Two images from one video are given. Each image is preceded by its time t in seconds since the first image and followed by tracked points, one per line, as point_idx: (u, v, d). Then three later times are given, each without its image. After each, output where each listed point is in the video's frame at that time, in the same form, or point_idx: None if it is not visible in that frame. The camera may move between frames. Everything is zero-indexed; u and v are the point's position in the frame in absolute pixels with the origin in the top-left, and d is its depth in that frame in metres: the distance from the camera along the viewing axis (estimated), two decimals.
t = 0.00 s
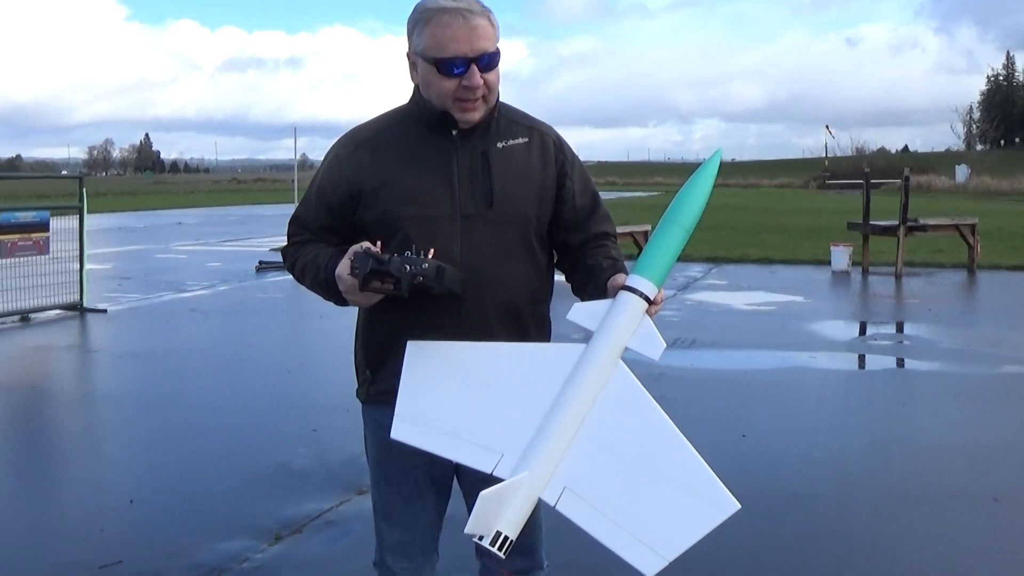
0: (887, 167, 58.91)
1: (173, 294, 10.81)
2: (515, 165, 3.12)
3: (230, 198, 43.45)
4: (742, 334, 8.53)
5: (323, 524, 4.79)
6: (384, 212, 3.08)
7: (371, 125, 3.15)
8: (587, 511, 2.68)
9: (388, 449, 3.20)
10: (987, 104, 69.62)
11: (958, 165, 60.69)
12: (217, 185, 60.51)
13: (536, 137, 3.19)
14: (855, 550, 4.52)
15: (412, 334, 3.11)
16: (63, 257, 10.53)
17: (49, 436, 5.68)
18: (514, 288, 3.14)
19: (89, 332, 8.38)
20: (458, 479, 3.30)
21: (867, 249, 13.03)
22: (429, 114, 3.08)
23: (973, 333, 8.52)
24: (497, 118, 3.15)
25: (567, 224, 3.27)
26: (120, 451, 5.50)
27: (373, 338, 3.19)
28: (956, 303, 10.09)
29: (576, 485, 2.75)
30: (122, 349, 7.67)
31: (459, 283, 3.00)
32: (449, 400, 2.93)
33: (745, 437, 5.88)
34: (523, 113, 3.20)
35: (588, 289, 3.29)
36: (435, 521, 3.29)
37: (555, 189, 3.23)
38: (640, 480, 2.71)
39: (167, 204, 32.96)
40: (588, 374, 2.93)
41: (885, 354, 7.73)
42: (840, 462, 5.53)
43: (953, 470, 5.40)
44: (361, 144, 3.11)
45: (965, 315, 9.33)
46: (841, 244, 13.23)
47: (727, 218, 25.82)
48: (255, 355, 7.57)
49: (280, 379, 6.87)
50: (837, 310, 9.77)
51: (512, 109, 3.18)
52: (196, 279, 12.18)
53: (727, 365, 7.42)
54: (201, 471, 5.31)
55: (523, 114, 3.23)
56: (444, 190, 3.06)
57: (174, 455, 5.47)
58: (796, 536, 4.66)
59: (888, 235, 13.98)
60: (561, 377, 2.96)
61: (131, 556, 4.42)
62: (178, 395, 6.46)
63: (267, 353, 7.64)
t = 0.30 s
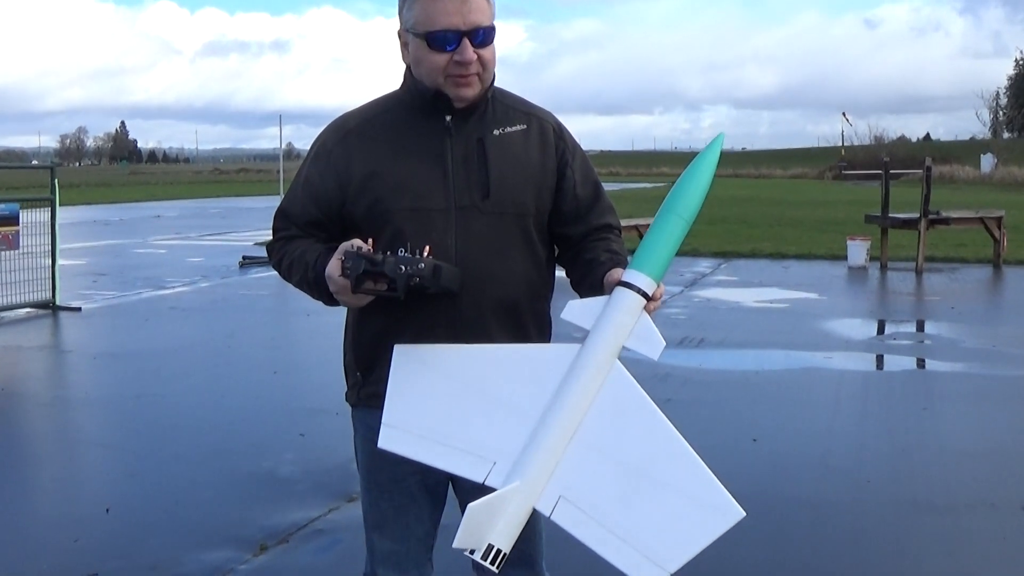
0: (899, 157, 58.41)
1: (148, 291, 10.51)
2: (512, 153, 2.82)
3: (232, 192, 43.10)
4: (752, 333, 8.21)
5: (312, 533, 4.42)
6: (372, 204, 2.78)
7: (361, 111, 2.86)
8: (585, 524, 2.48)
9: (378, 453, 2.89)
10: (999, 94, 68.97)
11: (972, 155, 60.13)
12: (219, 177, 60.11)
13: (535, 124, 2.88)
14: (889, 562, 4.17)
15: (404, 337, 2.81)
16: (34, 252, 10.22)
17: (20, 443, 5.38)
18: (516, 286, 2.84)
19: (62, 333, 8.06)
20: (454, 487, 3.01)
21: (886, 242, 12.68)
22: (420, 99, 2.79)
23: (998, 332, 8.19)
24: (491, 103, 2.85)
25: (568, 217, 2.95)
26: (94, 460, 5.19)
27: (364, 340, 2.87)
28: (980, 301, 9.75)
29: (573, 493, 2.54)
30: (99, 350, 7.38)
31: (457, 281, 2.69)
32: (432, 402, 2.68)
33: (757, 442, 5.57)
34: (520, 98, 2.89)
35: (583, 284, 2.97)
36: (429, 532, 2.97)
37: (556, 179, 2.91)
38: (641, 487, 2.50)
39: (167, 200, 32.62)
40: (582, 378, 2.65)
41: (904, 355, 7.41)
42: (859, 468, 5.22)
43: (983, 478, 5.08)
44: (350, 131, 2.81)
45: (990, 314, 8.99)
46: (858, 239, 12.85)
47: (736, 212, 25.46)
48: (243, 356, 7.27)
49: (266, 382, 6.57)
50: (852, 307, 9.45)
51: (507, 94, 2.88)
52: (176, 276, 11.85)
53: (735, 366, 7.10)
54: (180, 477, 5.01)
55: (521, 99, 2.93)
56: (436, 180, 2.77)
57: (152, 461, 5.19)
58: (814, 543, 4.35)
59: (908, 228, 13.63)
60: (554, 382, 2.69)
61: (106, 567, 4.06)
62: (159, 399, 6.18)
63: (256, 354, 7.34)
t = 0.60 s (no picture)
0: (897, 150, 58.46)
1: (147, 285, 10.51)
2: (512, 142, 2.82)
3: (231, 185, 42.98)
4: (750, 326, 8.22)
5: (311, 527, 4.43)
6: (372, 193, 2.78)
7: (361, 103, 2.86)
8: (563, 540, 2.56)
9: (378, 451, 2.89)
10: (999, 87, 68.92)
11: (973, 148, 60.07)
12: (217, 170, 59.98)
13: (535, 115, 2.88)
14: (891, 555, 4.18)
15: (403, 333, 2.82)
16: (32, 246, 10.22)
17: (18, 437, 5.38)
18: (516, 277, 2.84)
19: (63, 327, 8.06)
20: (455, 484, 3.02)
21: (884, 236, 12.70)
22: (418, 87, 2.79)
23: (997, 325, 8.20)
24: (490, 92, 2.85)
25: (566, 209, 2.94)
26: (92, 454, 5.19)
27: (365, 333, 2.88)
28: (980, 294, 9.76)
29: (550, 509, 2.60)
30: (98, 344, 7.38)
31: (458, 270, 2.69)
32: (413, 417, 2.71)
33: (755, 435, 5.57)
34: (519, 89, 2.89)
35: (570, 288, 2.96)
36: (429, 528, 2.98)
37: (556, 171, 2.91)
38: (615, 505, 2.57)
39: (166, 193, 32.58)
40: (559, 392, 2.68)
41: (903, 348, 7.41)
42: (858, 461, 5.22)
43: (982, 470, 5.09)
44: (350, 123, 2.81)
45: (988, 307, 9.01)
46: (858, 232, 12.84)
47: (735, 206, 25.47)
48: (242, 349, 7.27)
49: (265, 375, 6.57)
50: (852, 300, 9.46)
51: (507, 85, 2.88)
52: (176, 269, 11.86)
53: (733, 359, 7.11)
54: (179, 470, 5.02)
55: (521, 90, 2.93)
56: (436, 167, 2.76)
57: (152, 454, 5.20)
58: (812, 535, 4.36)
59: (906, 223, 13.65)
60: (530, 397, 2.71)
61: (106, 561, 4.07)
62: (158, 392, 6.19)
63: (254, 346, 7.35)
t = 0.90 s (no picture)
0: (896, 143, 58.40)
1: (145, 277, 10.51)
2: (512, 133, 2.81)
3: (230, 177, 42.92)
4: (749, 318, 8.23)
5: (310, 519, 4.43)
6: (374, 184, 2.78)
7: (363, 96, 2.87)
8: (556, 524, 2.57)
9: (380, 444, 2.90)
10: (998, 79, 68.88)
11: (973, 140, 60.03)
12: (216, 163, 59.90)
13: (536, 105, 2.87)
14: (889, 548, 4.19)
15: (403, 325, 2.83)
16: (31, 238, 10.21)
17: (17, 430, 5.38)
18: (516, 266, 2.83)
19: (61, 319, 8.06)
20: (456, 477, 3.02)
21: (883, 228, 12.70)
22: (417, 79, 2.79)
23: (996, 318, 8.21)
24: (491, 83, 2.85)
25: (568, 200, 2.92)
26: (92, 446, 5.20)
27: (366, 322, 2.89)
28: (978, 287, 9.76)
29: (544, 495, 2.62)
30: (97, 337, 7.38)
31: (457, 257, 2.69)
32: (409, 402, 2.72)
33: (754, 428, 5.58)
34: (519, 81, 2.88)
35: (569, 276, 2.96)
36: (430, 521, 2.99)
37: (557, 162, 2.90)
38: (608, 489, 2.57)
39: (165, 185, 32.52)
40: (553, 378, 2.69)
41: (901, 340, 7.42)
42: (857, 453, 5.23)
43: (980, 463, 5.10)
44: (353, 114, 2.82)
45: (986, 300, 9.02)
46: (857, 225, 12.84)
47: (734, 198, 25.46)
48: (241, 342, 7.27)
49: (264, 368, 6.58)
50: (851, 293, 9.47)
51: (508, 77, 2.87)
52: (175, 261, 11.86)
53: (732, 352, 7.12)
54: (178, 462, 5.02)
55: (522, 83, 2.92)
56: (437, 157, 2.76)
57: (151, 446, 5.21)
58: (810, 528, 4.37)
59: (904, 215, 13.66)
60: (525, 382, 2.72)
61: (106, 553, 4.08)
62: (157, 384, 6.19)
63: (252, 339, 7.35)
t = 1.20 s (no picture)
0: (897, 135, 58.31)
1: (146, 268, 10.51)
2: (514, 122, 2.80)
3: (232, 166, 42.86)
4: (750, 307, 8.23)
5: (311, 508, 4.44)
6: (377, 173, 2.79)
7: (366, 85, 2.87)
8: (561, 512, 2.58)
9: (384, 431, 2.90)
10: (1000, 70, 68.74)
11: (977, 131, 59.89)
12: (217, 154, 59.84)
13: (538, 93, 2.86)
14: (891, 536, 4.19)
15: (406, 316, 2.83)
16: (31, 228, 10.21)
17: (18, 420, 5.39)
18: (520, 256, 2.83)
19: (63, 310, 8.07)
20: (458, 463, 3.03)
21: (883, 218, 12.69)
22: (419, 69, 2.79)
23: (997, 307, 8.20)
24: (493, 72, 2.84)
25: (570, 188, 2.92)
26: (93, 436, 5.20)
27: (370, 311, 2.89)
28: (979, 276, 9.75)
29: (548, 483, 2.62)
30: (99, 327, 7.39)
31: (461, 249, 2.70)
32: (414, 390, 2.72)
33: (754, 417, 5.58)
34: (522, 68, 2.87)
35: (573, 265, 2.96)
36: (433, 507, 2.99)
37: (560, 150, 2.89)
38: (613, 477, 2.57)
39: (166, 175, 32.47)
40: (557, 367, 2.69)
41: (902, 329, 7.41)
42: (857, 442, 5.23)
43: (980, 451, 5.10)
44: (355, 104, 2.82)
45: (986, 289, 9.01)
46: (858, 214, 12.82)
47: (735, 187, 25.45)
48: (242, 331, 7.27)
49: (265, 357, 6.58)
50: (851, 282, 9.47)
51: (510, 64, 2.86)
52: (175, 251, 11.87)
53: (732, 341, 7.12)
54: (180, 452, 5.03)
55: (525, 70, 2.90)
56: (439, 146, 2.76)
57: (153, 436, 5.21)
58: (811, 516, 4.37)
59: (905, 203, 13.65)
60: (529, 370, 2.72)
61: (108, 542, 4.08)
62: (159, 374, 6.20)
63: (253, 329, 7.36)
